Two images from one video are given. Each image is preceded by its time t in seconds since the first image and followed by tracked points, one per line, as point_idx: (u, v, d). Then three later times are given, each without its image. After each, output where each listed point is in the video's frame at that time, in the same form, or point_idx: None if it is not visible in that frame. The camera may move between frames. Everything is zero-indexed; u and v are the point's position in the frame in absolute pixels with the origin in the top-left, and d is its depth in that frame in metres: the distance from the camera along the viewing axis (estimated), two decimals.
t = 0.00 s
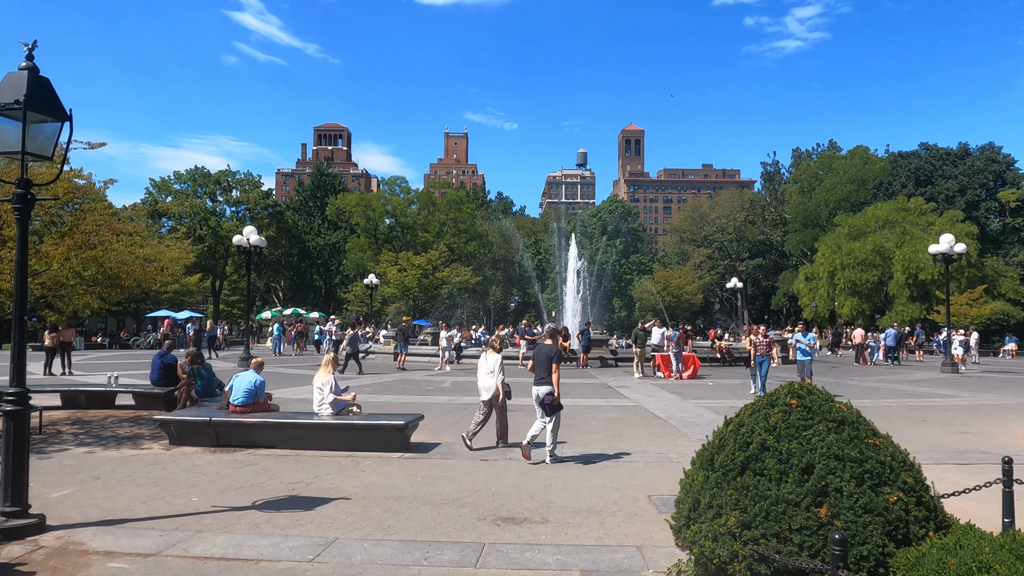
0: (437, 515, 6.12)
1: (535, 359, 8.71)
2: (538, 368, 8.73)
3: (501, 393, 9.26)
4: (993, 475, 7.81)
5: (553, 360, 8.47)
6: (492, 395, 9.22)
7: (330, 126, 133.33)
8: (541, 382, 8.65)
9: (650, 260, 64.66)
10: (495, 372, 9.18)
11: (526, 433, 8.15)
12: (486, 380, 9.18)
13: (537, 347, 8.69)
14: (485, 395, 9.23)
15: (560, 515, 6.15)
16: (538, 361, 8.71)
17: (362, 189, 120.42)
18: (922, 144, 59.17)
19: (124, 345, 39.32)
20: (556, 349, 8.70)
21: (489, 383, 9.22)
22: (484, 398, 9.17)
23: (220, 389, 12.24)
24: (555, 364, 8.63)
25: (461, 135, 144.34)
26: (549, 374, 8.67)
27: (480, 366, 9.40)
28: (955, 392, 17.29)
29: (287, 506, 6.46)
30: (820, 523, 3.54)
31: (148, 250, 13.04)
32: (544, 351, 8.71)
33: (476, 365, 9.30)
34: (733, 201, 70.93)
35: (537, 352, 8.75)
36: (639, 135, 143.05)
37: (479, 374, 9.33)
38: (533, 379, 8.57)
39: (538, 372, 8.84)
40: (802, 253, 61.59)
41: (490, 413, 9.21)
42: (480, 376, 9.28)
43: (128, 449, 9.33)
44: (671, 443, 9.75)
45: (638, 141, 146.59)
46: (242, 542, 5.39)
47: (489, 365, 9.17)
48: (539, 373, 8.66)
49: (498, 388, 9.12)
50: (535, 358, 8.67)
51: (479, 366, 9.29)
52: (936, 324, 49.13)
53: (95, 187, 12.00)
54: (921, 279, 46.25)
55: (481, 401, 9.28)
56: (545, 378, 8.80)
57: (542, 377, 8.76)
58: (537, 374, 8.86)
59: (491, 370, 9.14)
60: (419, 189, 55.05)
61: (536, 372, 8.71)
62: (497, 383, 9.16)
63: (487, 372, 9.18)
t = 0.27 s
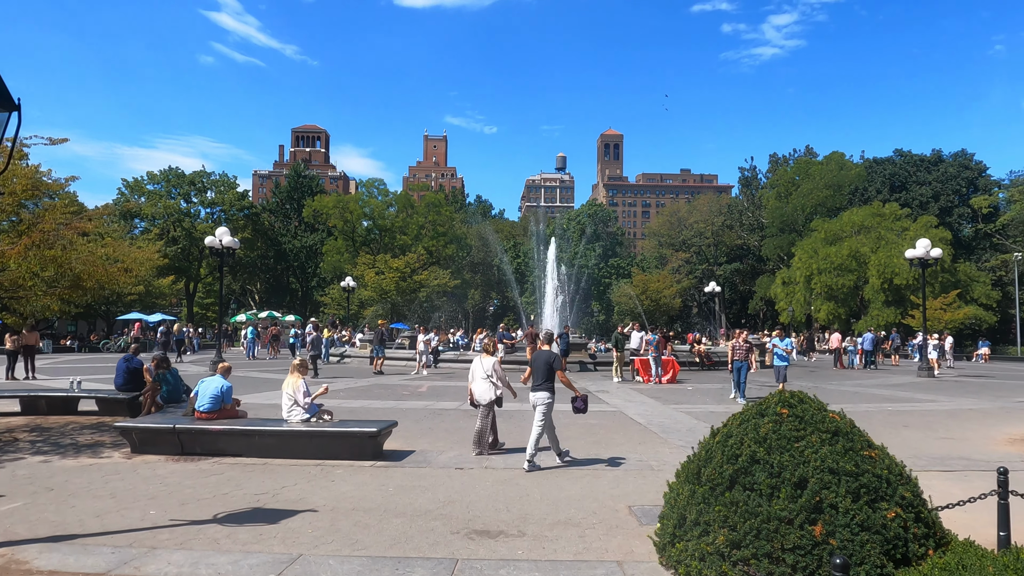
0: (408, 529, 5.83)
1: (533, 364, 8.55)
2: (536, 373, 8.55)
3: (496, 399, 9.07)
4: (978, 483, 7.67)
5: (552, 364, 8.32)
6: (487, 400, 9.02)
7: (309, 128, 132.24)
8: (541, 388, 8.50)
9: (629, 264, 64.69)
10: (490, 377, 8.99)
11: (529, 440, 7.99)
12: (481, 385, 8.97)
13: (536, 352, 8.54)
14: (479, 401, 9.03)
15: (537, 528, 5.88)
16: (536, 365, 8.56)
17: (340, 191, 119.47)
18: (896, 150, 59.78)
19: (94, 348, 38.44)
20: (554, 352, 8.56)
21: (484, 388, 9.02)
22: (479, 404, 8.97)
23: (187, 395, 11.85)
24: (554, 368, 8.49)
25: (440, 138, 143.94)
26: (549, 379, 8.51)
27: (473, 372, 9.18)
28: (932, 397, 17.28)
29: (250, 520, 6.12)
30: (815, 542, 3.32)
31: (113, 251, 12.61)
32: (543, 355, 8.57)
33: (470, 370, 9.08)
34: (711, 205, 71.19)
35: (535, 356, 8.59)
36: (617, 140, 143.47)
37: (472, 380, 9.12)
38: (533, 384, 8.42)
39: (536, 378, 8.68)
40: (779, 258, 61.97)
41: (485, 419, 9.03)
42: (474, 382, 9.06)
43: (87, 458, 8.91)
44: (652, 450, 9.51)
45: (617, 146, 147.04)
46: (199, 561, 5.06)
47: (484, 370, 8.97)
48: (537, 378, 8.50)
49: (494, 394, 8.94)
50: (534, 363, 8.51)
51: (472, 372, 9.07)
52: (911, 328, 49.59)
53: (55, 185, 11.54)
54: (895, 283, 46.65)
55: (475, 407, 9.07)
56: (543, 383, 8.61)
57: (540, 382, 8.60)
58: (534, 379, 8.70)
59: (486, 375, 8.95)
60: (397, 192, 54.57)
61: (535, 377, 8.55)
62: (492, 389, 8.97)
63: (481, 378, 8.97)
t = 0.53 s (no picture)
0: (379, 542, 5.57)
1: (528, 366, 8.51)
2: (531, 375, 8.49)
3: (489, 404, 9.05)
4: (960, 489, 7.57)
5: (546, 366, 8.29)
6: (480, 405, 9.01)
7: (284, 130, 131.06)
8: (535, 391, 8.43)
9: (606, 269, 64.78)
10: (483, 382, 8.99)
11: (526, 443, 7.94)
12: (474, 390, 8.97)
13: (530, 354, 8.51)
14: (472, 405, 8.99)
15: (514, 540, 5.65)
16: (531, 367, 8.52)
17: (316, 194, 118.53)
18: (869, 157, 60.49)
19: (61, 353, 37.59)
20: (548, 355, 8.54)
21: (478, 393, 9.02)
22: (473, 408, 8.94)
23: (152, 400, 11.47)
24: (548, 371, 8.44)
25: (418, 142, 143.46)
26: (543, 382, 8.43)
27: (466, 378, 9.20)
28: (908, 401, 17.31)
29: (214, 533, 5.82)
30: (810, 558, 3.16)
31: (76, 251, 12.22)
32: (537, 357, 8.53)
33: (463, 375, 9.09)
34: (687, 211, 71.54)
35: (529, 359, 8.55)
36: (594, 145, 143.94)
37: (465, 385, 9.12)
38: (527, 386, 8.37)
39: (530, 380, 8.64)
40: (754, 263, 62.41)
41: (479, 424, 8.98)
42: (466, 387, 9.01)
43: (44, 468, 8.52)
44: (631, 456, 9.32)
45: (594, 151, 147.48)
46: None
47: (477, 374, 8.97)
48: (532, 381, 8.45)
49: (487, 398, 8.92)
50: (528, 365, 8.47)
51: (466, 376, 9.09)
52: (883, 333, 50.15)
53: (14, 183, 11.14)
54: (868, 289, 47.13)
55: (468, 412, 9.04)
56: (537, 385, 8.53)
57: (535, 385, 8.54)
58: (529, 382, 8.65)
59: (480, 379, 8.96)
60: (373, 195, 54.11)
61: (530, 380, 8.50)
62: (486, 394, 8.95)
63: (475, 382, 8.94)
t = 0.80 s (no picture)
0: (348, 559, 5.25)
1: (521, 371, 8.62)
2: (524, 380, 8.57)
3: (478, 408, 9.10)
4: (942, 497, 7.46)
5: (539, 372, 8.38)
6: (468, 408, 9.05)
7: (252, 132, 129.36)
8: (527, 395, 8.54)
9: (577, 273, 64.77)
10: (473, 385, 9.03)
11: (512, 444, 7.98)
12: (464, 392, 9.02)
13: (524, 360, 8.61)
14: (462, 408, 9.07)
15: (491, 555, 5.37)
16: (524, 372, 8.62)
17: (284, 197, 117.03)
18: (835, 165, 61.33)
19: (16, 358, 36.33)
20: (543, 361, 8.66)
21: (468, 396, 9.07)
22: (460, 410, 8.98)
23: (108, 407, 10.97)
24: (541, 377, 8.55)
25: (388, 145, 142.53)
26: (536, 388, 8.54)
27: (457, 380, 9.27)
28: (879, 406, 17.36)
29: (171, 551, 5.46)
30: None
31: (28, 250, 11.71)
32: (531, 363, 8.63)
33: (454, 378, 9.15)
34: (657, 216, 71.86)
35: (523, 364, 8.65)
36: (565, 150, 144.26)
37: (456, 388, 9.20)
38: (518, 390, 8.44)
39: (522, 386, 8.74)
40: (723, 268, 62.87)
41: (467, 427, 9.04)
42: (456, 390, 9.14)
43: None
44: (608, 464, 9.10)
45: (565, 156, 147.76)
46: None
47: (468, 377, 9.01)
48: (525, 386, 8.54)
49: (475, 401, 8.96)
50: (522, 370, 8.57)
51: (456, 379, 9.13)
52: (849, 338, 50.77)
53: None
54: (835, 294, 47.69)
55: (456, 415, 9.10)
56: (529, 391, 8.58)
57: (528, 391, 8.65)
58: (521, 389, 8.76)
59: (469, 382, 8.99)
60: (343, 197, 53.43)
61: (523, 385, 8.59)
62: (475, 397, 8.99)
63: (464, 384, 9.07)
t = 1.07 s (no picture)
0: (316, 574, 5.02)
1: (512, 375, 8.63)
2: (515, 384, 8.57)
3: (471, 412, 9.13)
4: (918, 502, 7.43)
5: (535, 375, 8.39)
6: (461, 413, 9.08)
7: (221, 131, 127.43)
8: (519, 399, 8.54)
9: (549, 276, 64.72)
10: (464, 389, 9.05)
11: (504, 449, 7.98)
12: (455, 397, 9.04)
13: (516, 364, 8.62)
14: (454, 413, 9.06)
15: (466, 569, 5.17)
16: (515, 376, 8.63)
17: (254, 197, 115.53)
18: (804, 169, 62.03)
19: None
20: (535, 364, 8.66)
21: (460, 400, 9.09)
22: (452, 416, 9.00)
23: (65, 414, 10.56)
24: (534, 381, 8.54)
25: (359, 146, 141.43)
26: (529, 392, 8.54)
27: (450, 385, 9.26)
28: (850, 409, 17.45)
29: (127, 567, 5.18)
30: None
31: None
32: (523, 366, 8.64)
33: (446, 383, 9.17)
34: (629, 219, 72.13)
35: (515, 368, 8.66)
36: (538, 153, 144.36)
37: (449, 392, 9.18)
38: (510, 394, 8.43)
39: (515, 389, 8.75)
40: (694, 271, 63.27)
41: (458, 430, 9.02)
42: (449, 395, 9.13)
43: None
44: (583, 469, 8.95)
45: (537, 158, 147.80)
46: None
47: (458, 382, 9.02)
48: (517, 390, 8.54)
49: (466, 406, 8.98)
50: (513, 374, 8.58)
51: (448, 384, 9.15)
52: (818, 341, 51.36)
53: None
54: (805, 297, 48.20)
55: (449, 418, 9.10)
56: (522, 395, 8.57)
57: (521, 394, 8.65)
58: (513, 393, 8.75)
59: (460, 387, 9.01)
60: (313, 198, 52.76)
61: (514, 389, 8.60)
62: (466, 402, 9.02)
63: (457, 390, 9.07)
